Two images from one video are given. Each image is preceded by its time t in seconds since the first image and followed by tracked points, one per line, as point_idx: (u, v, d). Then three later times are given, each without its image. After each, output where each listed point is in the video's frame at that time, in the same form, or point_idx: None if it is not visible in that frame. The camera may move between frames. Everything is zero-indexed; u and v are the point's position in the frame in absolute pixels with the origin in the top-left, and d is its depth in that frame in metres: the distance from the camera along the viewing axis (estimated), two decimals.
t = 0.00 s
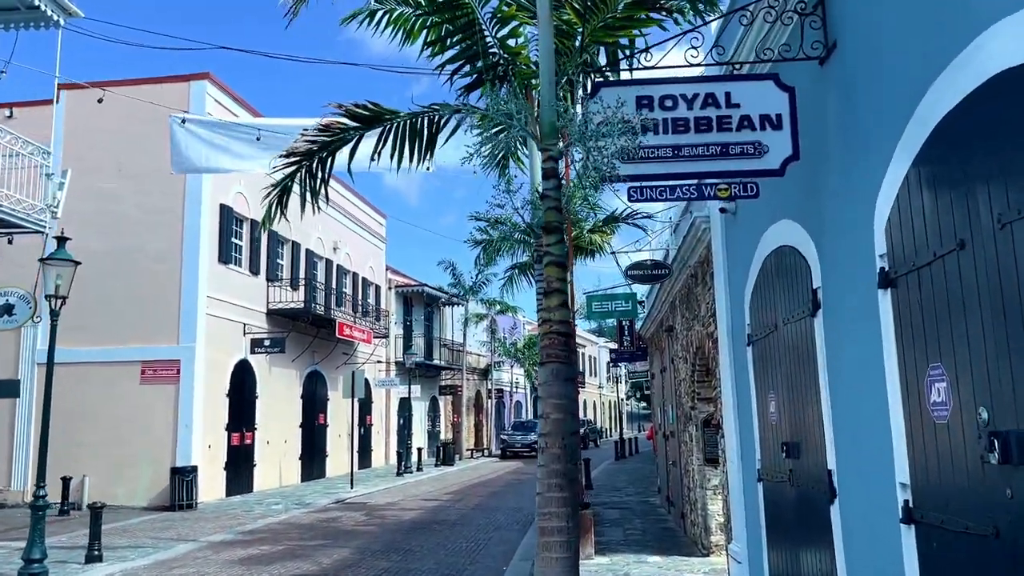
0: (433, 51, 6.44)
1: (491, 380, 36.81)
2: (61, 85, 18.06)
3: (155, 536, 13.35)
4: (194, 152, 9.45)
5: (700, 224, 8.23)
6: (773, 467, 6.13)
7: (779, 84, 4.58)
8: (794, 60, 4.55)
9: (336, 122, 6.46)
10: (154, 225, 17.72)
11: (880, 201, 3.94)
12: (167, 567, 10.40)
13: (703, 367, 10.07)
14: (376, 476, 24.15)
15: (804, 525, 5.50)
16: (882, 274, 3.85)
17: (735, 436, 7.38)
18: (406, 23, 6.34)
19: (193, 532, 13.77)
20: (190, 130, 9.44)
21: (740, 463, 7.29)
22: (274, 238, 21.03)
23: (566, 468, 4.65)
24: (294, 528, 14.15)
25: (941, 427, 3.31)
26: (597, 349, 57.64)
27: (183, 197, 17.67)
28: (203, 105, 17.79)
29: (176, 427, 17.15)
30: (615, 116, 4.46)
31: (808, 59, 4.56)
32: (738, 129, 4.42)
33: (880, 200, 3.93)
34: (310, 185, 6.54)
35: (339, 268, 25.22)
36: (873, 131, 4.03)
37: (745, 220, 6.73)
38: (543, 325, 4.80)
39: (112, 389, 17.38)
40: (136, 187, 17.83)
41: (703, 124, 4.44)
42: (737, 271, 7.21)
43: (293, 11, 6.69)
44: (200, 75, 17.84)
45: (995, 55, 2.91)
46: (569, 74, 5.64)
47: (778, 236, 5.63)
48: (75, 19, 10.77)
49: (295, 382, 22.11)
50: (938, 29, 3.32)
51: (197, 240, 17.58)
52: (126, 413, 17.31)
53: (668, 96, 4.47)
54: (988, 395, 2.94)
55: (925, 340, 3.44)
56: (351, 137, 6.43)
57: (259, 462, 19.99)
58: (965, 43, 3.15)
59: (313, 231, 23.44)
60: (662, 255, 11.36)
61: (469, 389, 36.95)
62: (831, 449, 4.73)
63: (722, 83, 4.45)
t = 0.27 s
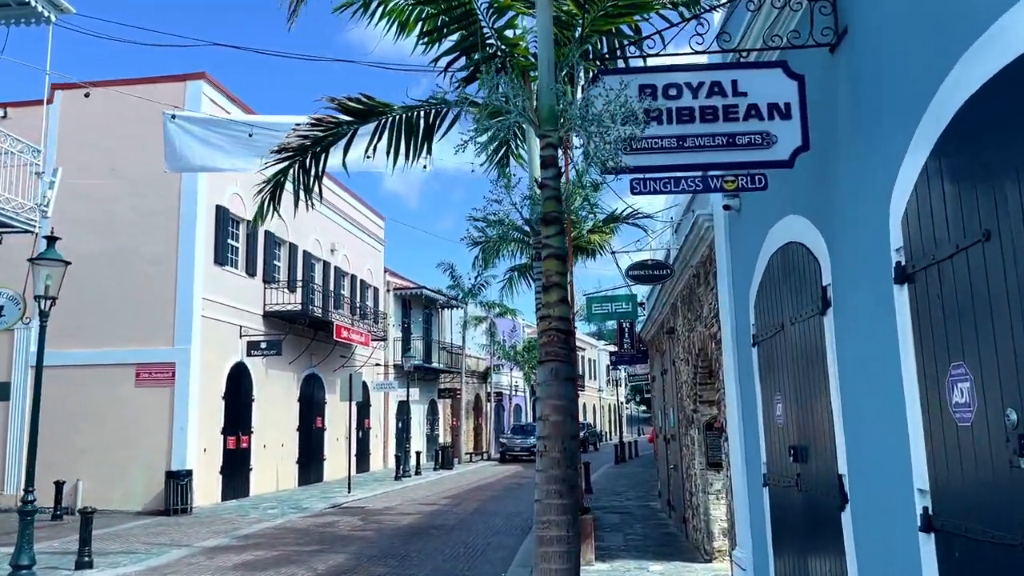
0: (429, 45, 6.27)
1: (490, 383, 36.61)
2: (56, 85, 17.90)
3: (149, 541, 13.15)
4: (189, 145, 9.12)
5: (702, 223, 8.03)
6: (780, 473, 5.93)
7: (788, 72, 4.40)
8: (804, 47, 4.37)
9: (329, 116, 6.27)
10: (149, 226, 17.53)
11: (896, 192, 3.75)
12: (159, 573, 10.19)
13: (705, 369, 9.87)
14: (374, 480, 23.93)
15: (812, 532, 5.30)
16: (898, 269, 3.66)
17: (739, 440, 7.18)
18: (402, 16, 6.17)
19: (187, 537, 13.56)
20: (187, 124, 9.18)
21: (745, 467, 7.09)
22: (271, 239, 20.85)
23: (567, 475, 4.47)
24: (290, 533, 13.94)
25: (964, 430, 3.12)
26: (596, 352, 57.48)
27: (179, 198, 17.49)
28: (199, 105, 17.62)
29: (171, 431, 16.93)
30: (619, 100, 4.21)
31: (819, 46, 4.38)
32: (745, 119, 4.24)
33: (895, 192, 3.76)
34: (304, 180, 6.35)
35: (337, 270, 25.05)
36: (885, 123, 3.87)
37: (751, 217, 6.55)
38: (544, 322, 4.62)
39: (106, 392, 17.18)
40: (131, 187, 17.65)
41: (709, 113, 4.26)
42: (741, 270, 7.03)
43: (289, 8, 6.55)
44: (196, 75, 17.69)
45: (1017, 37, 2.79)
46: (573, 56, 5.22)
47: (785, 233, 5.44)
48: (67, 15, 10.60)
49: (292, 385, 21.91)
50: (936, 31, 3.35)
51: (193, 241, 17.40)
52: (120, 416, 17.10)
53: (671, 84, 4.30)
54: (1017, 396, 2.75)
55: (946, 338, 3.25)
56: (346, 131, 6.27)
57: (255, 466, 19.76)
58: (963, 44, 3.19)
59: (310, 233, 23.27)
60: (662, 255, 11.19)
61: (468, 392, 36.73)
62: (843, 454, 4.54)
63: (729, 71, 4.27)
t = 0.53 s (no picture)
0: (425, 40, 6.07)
1: (490, 386, 36.40)
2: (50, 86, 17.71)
3: (142, 548, 12.94)
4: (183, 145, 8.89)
5: (706, 223, 7.80)
6: (787, 480, 5.73)
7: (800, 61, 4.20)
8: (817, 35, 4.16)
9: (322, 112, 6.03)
10: (144, 228, 17.33)
11: (915, 186, 3.55)
12: None
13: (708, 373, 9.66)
14: (372, 484, 23.70)
15: (822, 542, 5.10)
16: (918, 268, 3.46)
17: (744, 446, 6.97)
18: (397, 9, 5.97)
19: (181, 544, 13.34)
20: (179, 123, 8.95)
21: (750, 474, 6.89)
22: (268, 241, 20.65)
23: (567, 488, 4.28)
24: (286, 539, 13.72)
25: (993, 439, 2.91)
26: (597, 355, 57.28)
27: (175, 200, 17.29)
28: (195, 105, 17.42)
29: (166, 435, 16.70)
30: (623, 85, 4.02)
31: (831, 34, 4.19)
32: (754, 111, 4.05)
33: (913, 187, 3.56)
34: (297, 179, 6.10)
35: (335, 273, 24.85)
36: (901, 113, 3.67)
37: (758, 215, 6.35)
38: (541, 326, 4.43)
39: (101, 396, 16.96)
40: (126, 189, 17.44)
41: (716, 104, 4.08)
42: (747, 271, 6.82)
43: (282, 2, 6.35)
44: (191, 76, 17.49)
45: None
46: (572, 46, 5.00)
47: (795, 232, 5.24)
48: (58, 12, 10.41)
49: (289, 389, 21.69)
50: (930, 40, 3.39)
51: (189, 244, 17.19)
52: (114, 420, 16.88)
53: (677, 74, 4.11)
54: None
55: (973, 340, 3.05)
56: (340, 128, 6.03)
57: (252, 471, 19.55)
58: (962, 48, 3.16)
59: (308, 235, 23.06)
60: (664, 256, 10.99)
61: (467, 395, 36.51)
62: (856, 462, 4.34)
63: (737, 60, 4.08)
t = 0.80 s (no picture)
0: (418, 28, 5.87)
1: (489, 389, 36.20)
2: (45, 85, 17.55)
3: (134, 552, 12.73)
4: (170, 140, 8.73)
5: (708, 219, 7.61)
6: (793, 483, 5.52)
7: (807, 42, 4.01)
8: (824, 14, 3.97)
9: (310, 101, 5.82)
10: (139, 227, 17.14)
11: (931, 170, 3.33)
12: None
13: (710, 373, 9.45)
14: (370, 487, 23.48)
15: (830, 544, 4.89)
16: (934, 256, 3.27)
17: (748, 448, 6.77)
18: None
19: (174, 547, 13.12)
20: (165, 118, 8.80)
21: (754, 476, 6.68)
22: (265, 242, 20.46)
23: (559, 486, 4.17)
24: (281, 542, 13.50)
25: (1017, 437, 2.71)
26: (597, 358, 57.09)
27: (170, 200, 17.10)
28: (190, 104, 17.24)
29: (161, 437, 16.49)
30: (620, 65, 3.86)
31: (839, 15, 4.02)
32: (759, 94, 3.88)
33: (928, 173, 3.35)
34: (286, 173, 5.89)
35: (334, 274, 24.67)
36: (913, 94, 3.49)
37: (762, 207, 6.15)
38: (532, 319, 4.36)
39: (95, 398, 16.76)
40: (120, 188, 17.25)
41: (719, 88, 3.90)
42: (750, 267, 6.63)
43: None
44: (187, 74, 17.32)
45: None
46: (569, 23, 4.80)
47: (801, 224, 5.05)
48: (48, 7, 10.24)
49: (287, 390, 21.49)
50: None
51: (184, 243, 16.98)
52: (108, 422, 16.68)
53: (679, 57, 3.94)
54: None
55: (996, 332, 2.84)
56: (330, 119, 5.86)
57: (248, 474, 19.32)
58: (992, 15, 2.88)
59: (305, 235, 22.89)
60: (664, 255, 10.80)
61: (467, 397, 36.33)
62: (867, 463, 4.14)
63: (741, 42, 3.91)
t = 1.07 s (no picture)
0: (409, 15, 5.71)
1: (489, 390, 36.01)
2: (39, 83, 17.39)
3: (126, 556, 12.53)
4: (156, 135, 8.43)
5: (709, 214, 7.39)
6: (797, 486, 5.32)
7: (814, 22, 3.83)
8: None
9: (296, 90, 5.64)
10: (134, 227, 16.95)
11: (945, 154, 3.13)
12: None
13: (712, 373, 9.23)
14: (369, 490, 23.28)
15: (837, 550, 4.68)
16: (951, 245, 3.06)
17: (750, 449, 6.56)
18: None
19: (167, 551, 12.92)
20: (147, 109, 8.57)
21: (756, 479, 6.47)
22: (262, 242, 20.28)
23: (547, 492, 4.04)
24: (276, 546, 13.30)
25: None
26: (598, 359, 56.93)
27: (165, 199, 16.92)
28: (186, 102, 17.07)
29: (156, 439, 16.28)
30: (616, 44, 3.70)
31: None
32: (762, 76, 3.70)
33: (943, 160, 3.15)
34: (269, 164, 5.74)
35: (332, 275, 24.50)
36: (924, 74, 3.31)
37: (766, 200, 5.94)
38: (518, 315, 4.23)
39: (89, 400, 16.58)
40: (115, 187, 17.08)
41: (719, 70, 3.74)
42: (752, 263, 6.43)
43: None
44: (183, 72, 17.15)
45: None
46: (561, 3, 4.64)
47: (807, 217, 4.84)
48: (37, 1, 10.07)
49: (284, 392, 21.30)
50: None
51: (179, 243, 16.79)
52: (103, 424, 16.49)
53: (677, 38, 3.80)
54: None
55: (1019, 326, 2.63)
56: (318, 109, 5.65)
57: (245, 476, 19.13)
58: None
59: (304, 235, 22.74)
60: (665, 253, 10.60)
61: (467, 399, 36.15)
62: (876, 465, 3.93)
63: (742, 23, 3.76)
